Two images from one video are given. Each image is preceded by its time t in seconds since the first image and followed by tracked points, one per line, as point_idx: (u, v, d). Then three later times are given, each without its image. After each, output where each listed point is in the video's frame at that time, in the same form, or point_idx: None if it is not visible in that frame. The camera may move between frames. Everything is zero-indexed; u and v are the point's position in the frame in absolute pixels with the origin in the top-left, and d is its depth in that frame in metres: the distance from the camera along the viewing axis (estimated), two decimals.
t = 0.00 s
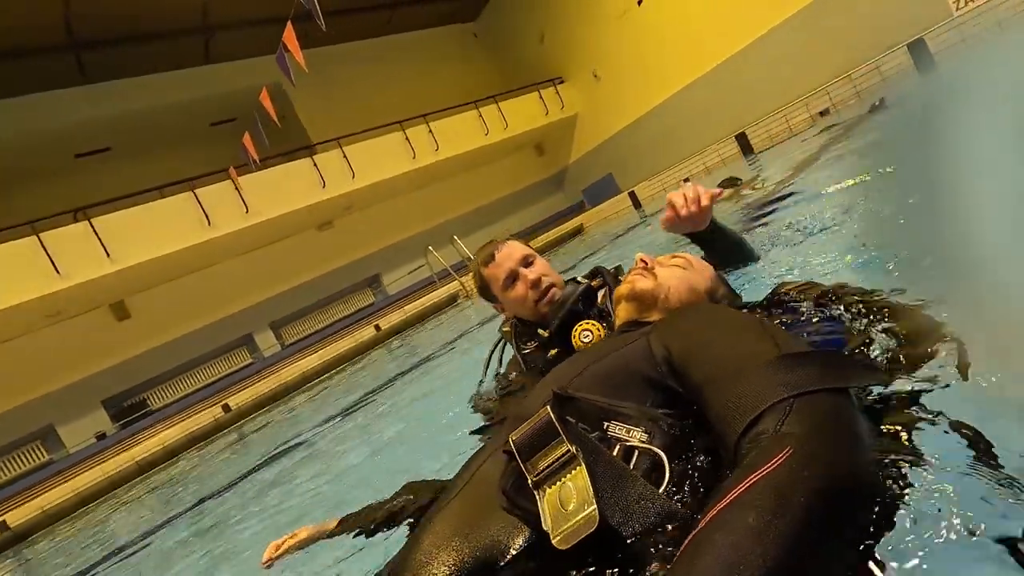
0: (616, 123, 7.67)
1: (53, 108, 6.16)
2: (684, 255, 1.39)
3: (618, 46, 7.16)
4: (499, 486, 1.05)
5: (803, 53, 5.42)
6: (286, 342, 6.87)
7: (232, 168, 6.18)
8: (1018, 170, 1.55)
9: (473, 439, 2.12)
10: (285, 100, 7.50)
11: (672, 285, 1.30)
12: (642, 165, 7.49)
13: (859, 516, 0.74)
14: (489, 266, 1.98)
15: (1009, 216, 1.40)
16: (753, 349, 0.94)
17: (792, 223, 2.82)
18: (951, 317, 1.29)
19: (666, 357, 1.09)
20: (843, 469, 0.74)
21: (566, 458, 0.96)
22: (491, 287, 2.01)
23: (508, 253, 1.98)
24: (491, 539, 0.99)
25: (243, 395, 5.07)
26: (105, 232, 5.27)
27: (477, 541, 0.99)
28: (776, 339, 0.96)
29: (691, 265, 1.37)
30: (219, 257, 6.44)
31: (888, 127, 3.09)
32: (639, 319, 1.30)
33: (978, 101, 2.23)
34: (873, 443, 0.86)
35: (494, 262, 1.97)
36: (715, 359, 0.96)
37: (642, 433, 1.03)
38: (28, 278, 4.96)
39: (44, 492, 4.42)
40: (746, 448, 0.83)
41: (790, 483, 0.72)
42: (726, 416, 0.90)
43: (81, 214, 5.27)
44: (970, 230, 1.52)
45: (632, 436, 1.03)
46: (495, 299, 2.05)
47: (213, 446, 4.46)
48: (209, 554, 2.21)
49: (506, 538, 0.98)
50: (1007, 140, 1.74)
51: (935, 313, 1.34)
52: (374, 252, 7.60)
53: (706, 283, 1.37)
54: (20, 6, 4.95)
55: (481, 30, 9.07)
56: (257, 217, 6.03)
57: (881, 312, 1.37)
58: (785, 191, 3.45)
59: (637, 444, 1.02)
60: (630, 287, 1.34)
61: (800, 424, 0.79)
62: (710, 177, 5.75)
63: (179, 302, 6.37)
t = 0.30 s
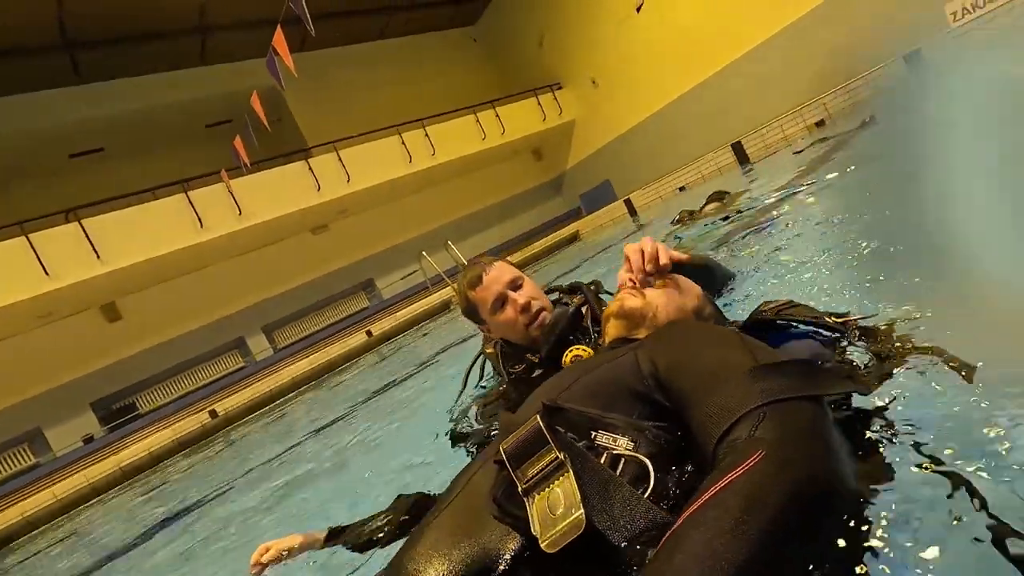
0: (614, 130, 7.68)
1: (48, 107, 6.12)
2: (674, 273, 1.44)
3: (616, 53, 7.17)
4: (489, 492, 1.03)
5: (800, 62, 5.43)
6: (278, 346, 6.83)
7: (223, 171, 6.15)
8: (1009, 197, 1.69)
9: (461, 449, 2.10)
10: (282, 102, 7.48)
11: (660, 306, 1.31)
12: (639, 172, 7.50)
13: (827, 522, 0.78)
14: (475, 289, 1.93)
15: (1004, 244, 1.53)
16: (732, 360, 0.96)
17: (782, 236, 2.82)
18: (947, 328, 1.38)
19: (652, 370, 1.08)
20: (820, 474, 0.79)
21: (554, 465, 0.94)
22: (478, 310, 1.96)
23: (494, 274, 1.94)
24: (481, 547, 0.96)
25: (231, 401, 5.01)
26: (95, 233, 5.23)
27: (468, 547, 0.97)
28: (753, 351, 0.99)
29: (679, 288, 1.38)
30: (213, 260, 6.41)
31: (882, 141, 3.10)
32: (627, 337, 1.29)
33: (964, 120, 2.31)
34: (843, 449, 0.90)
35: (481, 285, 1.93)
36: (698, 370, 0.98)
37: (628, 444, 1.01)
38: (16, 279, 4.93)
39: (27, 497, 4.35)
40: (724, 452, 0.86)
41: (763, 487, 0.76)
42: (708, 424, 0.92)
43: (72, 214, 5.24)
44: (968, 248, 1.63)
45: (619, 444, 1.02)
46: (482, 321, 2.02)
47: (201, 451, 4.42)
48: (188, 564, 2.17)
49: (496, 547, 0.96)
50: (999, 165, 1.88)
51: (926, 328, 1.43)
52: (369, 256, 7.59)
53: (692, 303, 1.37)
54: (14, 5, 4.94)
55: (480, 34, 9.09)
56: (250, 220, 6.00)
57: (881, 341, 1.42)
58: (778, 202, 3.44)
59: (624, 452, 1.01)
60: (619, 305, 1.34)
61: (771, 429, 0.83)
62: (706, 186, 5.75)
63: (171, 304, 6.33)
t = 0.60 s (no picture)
0: (612, 136, 7.68)
1: (41, 103, 6.08)
2: (675, 285, 1.41)
3: (614, 59, 7.18)
4: (487, 491, 1.00)
5: (796, 73, 5.44)
6: (269, 347, 6.79)
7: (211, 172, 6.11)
8: (1006, 206, 1.68)
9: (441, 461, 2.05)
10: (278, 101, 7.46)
11: (658, 313, 1.33)
12: (636, 179, 7.52)
13: (821, 524, 0.77)
14: (474, 314, 1.75)
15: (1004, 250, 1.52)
16: (724, 360, 0.96)
17: (772, 247, 2.80)
18: (949, 332, 1.37)
19: (647, 372, 1.08)
20: (809, 475, 0.77)
21: (553, 462, 0.91)
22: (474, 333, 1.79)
23: (496, 298, 1.76)
24: (480, 544, 0.94)
25: (216, 404, 4.95)
26: (84, 232, 5.20)
27: (466, 543, 0.94)
28: (745, 353, 0.98)
29: (679, 299, 1.39)
30: (205, 259, 6.37)
31: (873, 154, 3.10)
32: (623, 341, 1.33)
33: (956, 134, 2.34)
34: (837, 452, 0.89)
35: (480, 310, 1.74)
36: (691, 373, 0.98)
37: (625, 444, 1.01)
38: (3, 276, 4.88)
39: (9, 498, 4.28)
40: (717, 450, 0.86)
41: (753, 483, 0.75)
42: (702, 423, 0.92)
43: (63, 212, 5.21)
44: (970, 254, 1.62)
45: (615, 443, 1.01)
46: (477, 345, 1.83)
47: (186, 454, 4.36)
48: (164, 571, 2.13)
49: (494, 544, 0.94)
50: (995, 174, 1.88)
51: (925, 332, 1.42)
52: (363, 258, 7.56)
53: (690, 313, 1.39)
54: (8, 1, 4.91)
55: (479, 38, 9.09)
56: (243, 220, 5.97)
57: (869, 341, 1.42)
58: (769, 214, 3.43)
59: (621, 451, 1.00)
60: (618, 309, 1.36)
61: (763, 428, 0.82)
62: (700, 194, 5.74)
63: (161, 303, 6.29)
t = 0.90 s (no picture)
0: (610, 143, 7.69)
1: (35, 99, 6.05)
2: (671, 285, 1.39)
3: (613, 66, 7.19)
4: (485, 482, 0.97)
5: (794, 85, 5.43)
6: (261, 349, 6.74)
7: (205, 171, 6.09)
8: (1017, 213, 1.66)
9: (420, 468, 2.00)
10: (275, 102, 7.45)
11: (648, 313, 1.33)
12: (633, 186, 7.52)
13: (802, 505, 0.79)
14: (477, 316, 1.54)
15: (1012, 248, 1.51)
16: (711, 355, 0.95)
17: (763, 260, 2.78)
18: (953, 329, 1.35)
19: (635, 368, 1.06)
20: (797, 462, 0.77)
21: (550, 450, 0.89)
22: (474, 338, 1.57)
23: (500, 300, 1.55)
24: (474, 533, 0.93)
25: (201, 407, 4.91)
26: (73, 230, 5.16)
27: (463, 531, 0.94)
28: (731, 349, 0.97)
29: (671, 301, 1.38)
30: (197, 259, 6.34)
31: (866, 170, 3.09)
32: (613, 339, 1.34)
33: (960, 148, 2.32)
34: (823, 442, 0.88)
35: (485, 313, 1.53)
36: (680, 368, 0.96)
37: (619, 436, 1.00)
38: None
39: None
40: (708, 438, 0.85)
41: (745, 468, 0.74)
42: (693, 416, 0.91)
43: (53, 208, 5.17)
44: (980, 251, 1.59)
45: (609, 435, 1.00)
46: (474, 352, 1.62)
47: (170, 456, 4.32)
48: None
49: (491, 532, 0.93)
50: (1003, 188, 1.86)
51: (930, 333, 1.39)
52: (357, 260, 7.53)
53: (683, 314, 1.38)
54: None
55: (478, 42, 9.10)
56: (236, 220, 5.94)
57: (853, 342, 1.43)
58: (762, 226, 3.41)
59: (614, 441, 1.00)
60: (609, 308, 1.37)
61: (752, 414, 0.81)
62: (696, 204, 5.74)
63: (150, 302, 6.25)
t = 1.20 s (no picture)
0: (609, 151, 7.70)
1: (31, 94, 6.03)
2: (660, 290, 1.38)
3: (615, 74, 7.20)
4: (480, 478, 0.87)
5: (792, 98, 5.44)
6: (252, 350, 6.70)
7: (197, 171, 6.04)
8: (1009, 220, 1.75)
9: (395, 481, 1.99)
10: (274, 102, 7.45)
11: (639, 317, 1.31)
12: (632, 195, 7.53)
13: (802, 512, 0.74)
14: (496, 322, 1.21)
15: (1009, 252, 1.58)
16: (708, 361, 0.89)
17: (755, 273, 2.76)
18: (950, 331, 1.39)
19: (631, 370, 0.98)
20: (794, 466, 0.73)
21: (549, 450, 0.82)
22: (484, 344, 1.23)
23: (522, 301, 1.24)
24: (465, 530, 0.83)
25: (187, 410, 4.85)
26: (64, 226, 5.12)
27: (451, 530, 0.83)
28: (728, 356, 0.92)
29: (660, 304, 1.36)
30: (190, 258, 6.31)
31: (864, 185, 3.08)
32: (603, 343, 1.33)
33: (962, 167, 2.32)
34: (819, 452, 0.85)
35: (506, 318, 1.21)
36: (677, 371, 0.91)
37: (616, 437, 0.92)
38: None
39: None
40: (706, 443, 0.80)
41: (738, 478, 0.70)
42: (692, 419, 0.85)
43: (44, 205, 5.12)
44: (978, 257, 1.66)
45: (605, 436, 0.92)
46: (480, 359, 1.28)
47: (154, 458, 4.27)
48: None
49: (482, 532, 0.82)
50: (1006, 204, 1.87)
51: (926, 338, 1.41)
52: (353, 263, 7.51)
53: (673, 317, 1.35)
54: None
55: (480, 47, 9.11)
56: (230, 220, 5.91)
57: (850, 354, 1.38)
58: (757, 240, 3.40)
59: (609, 442, 0.91)
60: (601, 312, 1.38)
61: (751, 421, 0.77)
62: (693, 216, 5.73)
63: (142, 301, 6.21)
